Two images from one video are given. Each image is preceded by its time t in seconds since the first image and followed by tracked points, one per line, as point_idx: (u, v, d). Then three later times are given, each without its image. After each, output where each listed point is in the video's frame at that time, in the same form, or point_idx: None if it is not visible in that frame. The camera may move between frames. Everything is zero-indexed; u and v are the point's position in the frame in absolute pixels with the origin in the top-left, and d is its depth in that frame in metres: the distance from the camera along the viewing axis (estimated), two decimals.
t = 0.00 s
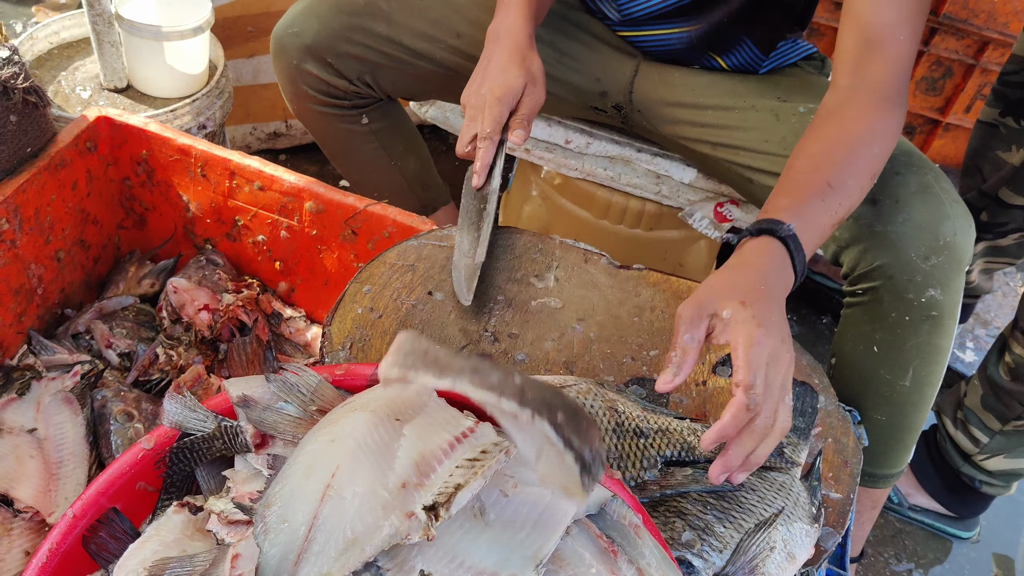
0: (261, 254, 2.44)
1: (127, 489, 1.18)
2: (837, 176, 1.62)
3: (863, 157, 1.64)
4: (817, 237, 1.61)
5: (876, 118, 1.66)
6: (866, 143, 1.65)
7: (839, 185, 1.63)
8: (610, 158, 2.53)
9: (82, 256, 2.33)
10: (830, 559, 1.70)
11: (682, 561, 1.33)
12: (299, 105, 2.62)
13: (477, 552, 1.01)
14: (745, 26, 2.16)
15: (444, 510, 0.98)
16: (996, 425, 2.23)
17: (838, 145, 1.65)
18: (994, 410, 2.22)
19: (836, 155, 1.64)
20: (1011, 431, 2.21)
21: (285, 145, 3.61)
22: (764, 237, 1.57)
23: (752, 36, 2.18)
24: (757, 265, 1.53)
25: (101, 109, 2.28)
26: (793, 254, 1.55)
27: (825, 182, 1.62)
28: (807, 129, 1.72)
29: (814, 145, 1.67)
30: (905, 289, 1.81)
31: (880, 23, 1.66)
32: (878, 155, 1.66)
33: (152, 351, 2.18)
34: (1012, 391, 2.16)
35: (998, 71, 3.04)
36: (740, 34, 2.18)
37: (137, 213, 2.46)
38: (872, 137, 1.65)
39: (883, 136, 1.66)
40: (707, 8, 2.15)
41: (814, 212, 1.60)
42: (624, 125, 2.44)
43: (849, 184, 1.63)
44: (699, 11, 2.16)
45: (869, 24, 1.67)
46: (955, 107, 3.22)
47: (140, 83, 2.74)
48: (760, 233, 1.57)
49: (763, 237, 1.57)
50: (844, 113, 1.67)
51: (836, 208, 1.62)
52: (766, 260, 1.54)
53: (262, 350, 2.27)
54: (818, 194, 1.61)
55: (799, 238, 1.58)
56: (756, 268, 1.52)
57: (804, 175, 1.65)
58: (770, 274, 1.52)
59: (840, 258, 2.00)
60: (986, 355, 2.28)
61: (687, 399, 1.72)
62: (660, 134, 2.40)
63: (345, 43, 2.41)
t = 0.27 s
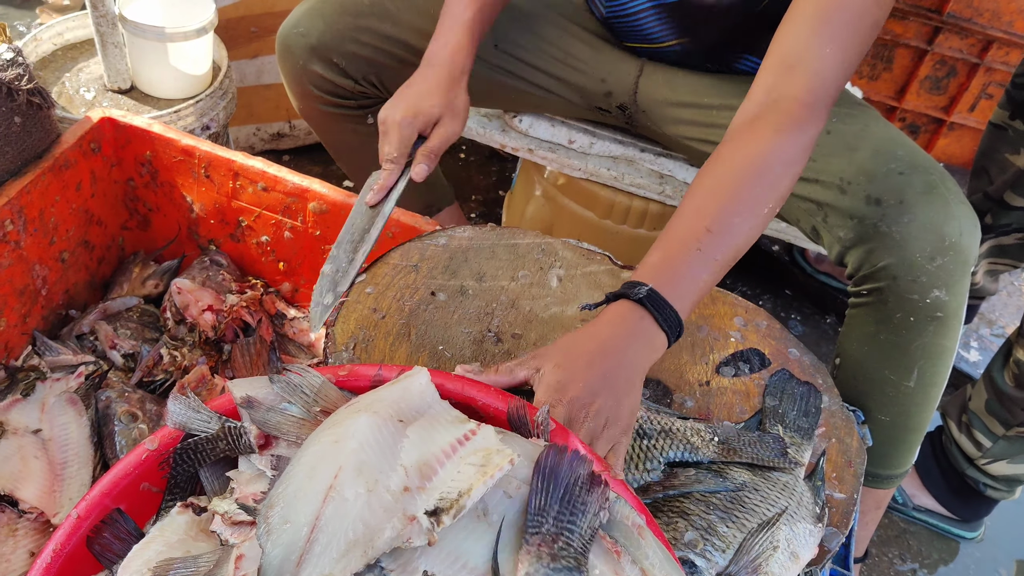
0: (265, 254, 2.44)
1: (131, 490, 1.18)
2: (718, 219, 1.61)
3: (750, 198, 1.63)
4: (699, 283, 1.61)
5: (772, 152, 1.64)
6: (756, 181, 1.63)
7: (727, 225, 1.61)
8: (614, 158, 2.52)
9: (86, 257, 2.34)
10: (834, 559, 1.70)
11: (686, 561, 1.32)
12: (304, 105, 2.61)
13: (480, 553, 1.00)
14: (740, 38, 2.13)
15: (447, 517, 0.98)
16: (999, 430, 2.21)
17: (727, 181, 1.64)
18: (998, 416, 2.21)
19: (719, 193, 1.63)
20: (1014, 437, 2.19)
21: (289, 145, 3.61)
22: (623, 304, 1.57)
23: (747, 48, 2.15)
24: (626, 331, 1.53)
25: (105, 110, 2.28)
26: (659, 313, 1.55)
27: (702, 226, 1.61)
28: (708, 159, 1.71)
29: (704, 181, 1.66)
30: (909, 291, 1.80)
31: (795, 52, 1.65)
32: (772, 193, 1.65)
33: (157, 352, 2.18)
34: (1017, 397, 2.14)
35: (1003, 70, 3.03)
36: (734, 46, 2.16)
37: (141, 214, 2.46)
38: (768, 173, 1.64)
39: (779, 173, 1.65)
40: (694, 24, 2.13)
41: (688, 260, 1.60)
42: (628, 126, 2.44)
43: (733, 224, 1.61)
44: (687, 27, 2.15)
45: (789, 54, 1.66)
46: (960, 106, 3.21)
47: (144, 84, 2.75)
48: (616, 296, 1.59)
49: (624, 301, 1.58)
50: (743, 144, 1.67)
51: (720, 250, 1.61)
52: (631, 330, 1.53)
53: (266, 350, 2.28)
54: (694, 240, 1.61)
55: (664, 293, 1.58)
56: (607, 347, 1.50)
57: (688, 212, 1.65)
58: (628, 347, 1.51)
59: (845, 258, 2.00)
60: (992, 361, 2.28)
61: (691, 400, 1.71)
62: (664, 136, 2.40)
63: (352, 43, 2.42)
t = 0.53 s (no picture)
0: (267, 255, 2.44)
1: (134, 490, 1.19)
2: (736, 145, 1.69)
3: (776, 141, 1.69)
4: (693, 199, 1.65)
5: (811, 109, 1.70)
6: (780, 136, 1.69)
7: (746, 162, 1.67)
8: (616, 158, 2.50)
9: (89, 258, 2.34)
10: (837, 559, 1.70)
11: (690, 564, 1.34)
12: (308, 107, 2.61)
13: (483, 552, 1.00)
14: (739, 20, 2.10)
15: (449, 515, 0.97)
16: (1005, 427, 2.21)
17: (764, 128, 1.70)
18: (1003, 412, 2.21)
19: (765, 135, 1.70)
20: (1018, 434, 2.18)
21: (290, 146, 3.62)
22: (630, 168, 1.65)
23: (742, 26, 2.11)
24: (617, 189, 1.59)
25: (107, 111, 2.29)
26: (653, 177, 1.62)
27: (724, 147, 1.70)
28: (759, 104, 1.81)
29: (748, 123, 1.74)
30: (910, 290, 1.79)
31: (824, 32, 1.71)
32: (800, 141, 1.70)
33: (159, 352, 2.18)
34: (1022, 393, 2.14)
35: (1005, 70, 3.03)
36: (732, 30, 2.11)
37: (144, 215, 2.47)
38: (801, 125, 1.70)
39: (813, 129, 1.71)
40: (685, 16, 2.10)
41: (699, 164, 1.66)
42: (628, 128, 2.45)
43: (752, 158, 1.68)
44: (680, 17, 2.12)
45: (822, 31, 1.72)
46: (962, 106, 3.21)
47: (146, 86, 2.75)
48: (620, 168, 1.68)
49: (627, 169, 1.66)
50: (796, 91, 1.75)
51: (732, 171, 1.67)
52: (626, 187, 1.60)
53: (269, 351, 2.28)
54: (709, 154, 1.68)
55: (666, 172, 1.64)
56: (595, 196, 1.57)
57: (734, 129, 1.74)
58: (614, 203, 1.57)
59: (846, 258, 2.00)
60: (998, 359, 2.29)
61: (693, 400, 1.71)
62: (665, 136, 2.39)
63: (353, 44, 2.43)
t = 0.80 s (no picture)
0: (269, 256, 2.44)
1: (136, 491, 1.19)
2: (702, 61, 1.59)
3: (751, 56, 1.57)
4: (635, 119, 1.59)
5: (795, 21, 1.56)
6: (757, 44, 1.57)
7: (726, 74, 1.58)
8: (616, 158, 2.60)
9: (91, 259, 2.35)
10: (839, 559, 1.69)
11: (692, 564, 1.33)
12: (308, 107, 2.61)
13: (485, 553, 1.00)
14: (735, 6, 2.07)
15: (450, 516, 0.97)
16: (1006, 419, 2.21)
17: (748, 43, 1.57)
18: (1003, 404, 2.21)
19: (738, 49, 1.57)
20: (1021, 425, 2.19)
21: (292, 147, 3.62)
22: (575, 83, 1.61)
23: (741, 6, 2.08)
24: (543, 104, 1.55)
25: (109, 112, 2.29)
26: (591, 95, 1.56)
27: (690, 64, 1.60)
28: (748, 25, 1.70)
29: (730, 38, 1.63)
30: (911, 289, 1.79)
31: None
32: (776, 52, 1.56)
33: (161, 354, 2.19)
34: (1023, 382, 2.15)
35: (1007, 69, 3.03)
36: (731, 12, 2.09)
37: (146, 216, 2.47)
38: (780, 39, 1.56)
39: (795, 41, 1.56)
40: None
41: (653, 80, 1.59)
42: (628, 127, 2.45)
43: (712, 74, 1.58)
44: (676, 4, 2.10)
45: None
46: (963, 105, 3.20)
47: (148, 87, 2.76)
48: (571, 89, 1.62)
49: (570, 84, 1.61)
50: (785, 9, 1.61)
51: (685, 89, 1.59)
52: (560, 107, 1.55)
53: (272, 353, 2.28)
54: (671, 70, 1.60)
55: (610, 89, 1.58)
56: (526, 117, 1.54)
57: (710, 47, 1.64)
58: (544, 125, 1.53)
59: (847, 258, 2.00)
60: (996, 350, 2.28)
61: (694, 399, 1.71)
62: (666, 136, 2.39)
63: (353, 44, 2.42)
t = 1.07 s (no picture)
0: (272, 256, 2.45)
1: (140, 492, 1.19)
2: (724, 57, 1.63)
3: (772, 46, 1.61)
4: (674, 124, 1.63)
5: (809, 5, 1.61)
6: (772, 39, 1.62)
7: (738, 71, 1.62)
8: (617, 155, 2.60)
9: (94, 260, 2.35)
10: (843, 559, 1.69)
11: (696, 564, 1.33)
12: (310, 103, 2.63)
13: (488, 553, 1.00)
14: None
15: (454, 515, 0.97)
16: (1004, 410, 2.22)
17: (768, 33, 1.62)
18: (1002, 394, 2.22)
19: (759, 39, 1.62)
20: (1019, 416, 2.19)
21: (295, 148, 3.62)
22: (605, 102, 1.65)
23: None
24: (585, 121, 1.61)
25: (112, 113, 2.30)
26: (628, 110, 1.61)
27: (711, 62, 1.64)
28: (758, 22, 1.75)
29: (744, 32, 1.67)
30: (915, 287, 1.78)
31: None
32: (798, 39, 1.61)
33: (164, 355, 2.19)
34: (1019, 371, 2.17)
35: (1010, 68, 3.02)
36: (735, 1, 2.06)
37: (149, 217, 2.48)
38: (799, 26, 1.61)
39: (814, 26, 1.61)
40: None
41: (679, 83, 1.63)
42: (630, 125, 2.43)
43: (738, 68, 1.62)
44: None
45: None
46: (967, 105, 3.20)
47: (151, 88, 2.76)
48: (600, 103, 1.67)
49: (604, 102, 1.66)
50: None
51: (715, 87, 1.63)
52: (601, 123, 1.60)
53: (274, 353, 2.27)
54: (694, 70, 1.64)
55: (645, 101, 1.62)
56: (570, 133, 1.59)
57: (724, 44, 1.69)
58: (587, 138, 1.58)
59: (849, 257, 1.99)
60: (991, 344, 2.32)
61: (698, 399, 1.71)
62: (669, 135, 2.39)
63: (354, 38, 2.44)
